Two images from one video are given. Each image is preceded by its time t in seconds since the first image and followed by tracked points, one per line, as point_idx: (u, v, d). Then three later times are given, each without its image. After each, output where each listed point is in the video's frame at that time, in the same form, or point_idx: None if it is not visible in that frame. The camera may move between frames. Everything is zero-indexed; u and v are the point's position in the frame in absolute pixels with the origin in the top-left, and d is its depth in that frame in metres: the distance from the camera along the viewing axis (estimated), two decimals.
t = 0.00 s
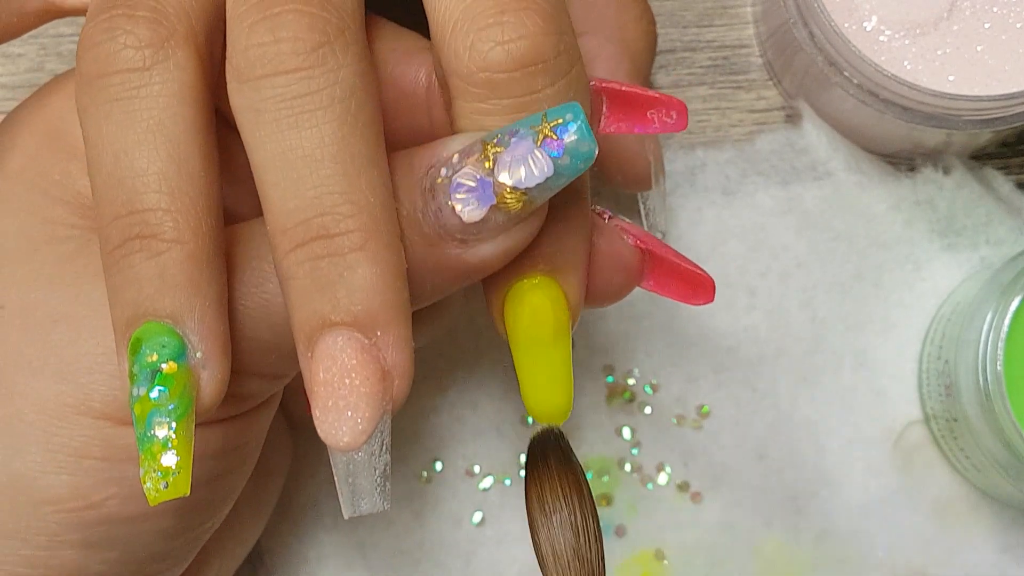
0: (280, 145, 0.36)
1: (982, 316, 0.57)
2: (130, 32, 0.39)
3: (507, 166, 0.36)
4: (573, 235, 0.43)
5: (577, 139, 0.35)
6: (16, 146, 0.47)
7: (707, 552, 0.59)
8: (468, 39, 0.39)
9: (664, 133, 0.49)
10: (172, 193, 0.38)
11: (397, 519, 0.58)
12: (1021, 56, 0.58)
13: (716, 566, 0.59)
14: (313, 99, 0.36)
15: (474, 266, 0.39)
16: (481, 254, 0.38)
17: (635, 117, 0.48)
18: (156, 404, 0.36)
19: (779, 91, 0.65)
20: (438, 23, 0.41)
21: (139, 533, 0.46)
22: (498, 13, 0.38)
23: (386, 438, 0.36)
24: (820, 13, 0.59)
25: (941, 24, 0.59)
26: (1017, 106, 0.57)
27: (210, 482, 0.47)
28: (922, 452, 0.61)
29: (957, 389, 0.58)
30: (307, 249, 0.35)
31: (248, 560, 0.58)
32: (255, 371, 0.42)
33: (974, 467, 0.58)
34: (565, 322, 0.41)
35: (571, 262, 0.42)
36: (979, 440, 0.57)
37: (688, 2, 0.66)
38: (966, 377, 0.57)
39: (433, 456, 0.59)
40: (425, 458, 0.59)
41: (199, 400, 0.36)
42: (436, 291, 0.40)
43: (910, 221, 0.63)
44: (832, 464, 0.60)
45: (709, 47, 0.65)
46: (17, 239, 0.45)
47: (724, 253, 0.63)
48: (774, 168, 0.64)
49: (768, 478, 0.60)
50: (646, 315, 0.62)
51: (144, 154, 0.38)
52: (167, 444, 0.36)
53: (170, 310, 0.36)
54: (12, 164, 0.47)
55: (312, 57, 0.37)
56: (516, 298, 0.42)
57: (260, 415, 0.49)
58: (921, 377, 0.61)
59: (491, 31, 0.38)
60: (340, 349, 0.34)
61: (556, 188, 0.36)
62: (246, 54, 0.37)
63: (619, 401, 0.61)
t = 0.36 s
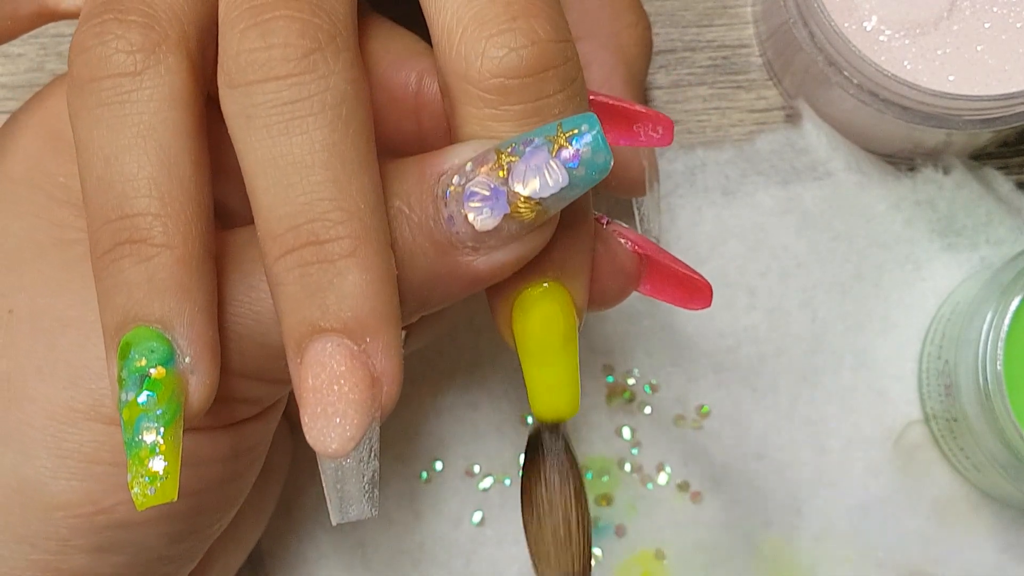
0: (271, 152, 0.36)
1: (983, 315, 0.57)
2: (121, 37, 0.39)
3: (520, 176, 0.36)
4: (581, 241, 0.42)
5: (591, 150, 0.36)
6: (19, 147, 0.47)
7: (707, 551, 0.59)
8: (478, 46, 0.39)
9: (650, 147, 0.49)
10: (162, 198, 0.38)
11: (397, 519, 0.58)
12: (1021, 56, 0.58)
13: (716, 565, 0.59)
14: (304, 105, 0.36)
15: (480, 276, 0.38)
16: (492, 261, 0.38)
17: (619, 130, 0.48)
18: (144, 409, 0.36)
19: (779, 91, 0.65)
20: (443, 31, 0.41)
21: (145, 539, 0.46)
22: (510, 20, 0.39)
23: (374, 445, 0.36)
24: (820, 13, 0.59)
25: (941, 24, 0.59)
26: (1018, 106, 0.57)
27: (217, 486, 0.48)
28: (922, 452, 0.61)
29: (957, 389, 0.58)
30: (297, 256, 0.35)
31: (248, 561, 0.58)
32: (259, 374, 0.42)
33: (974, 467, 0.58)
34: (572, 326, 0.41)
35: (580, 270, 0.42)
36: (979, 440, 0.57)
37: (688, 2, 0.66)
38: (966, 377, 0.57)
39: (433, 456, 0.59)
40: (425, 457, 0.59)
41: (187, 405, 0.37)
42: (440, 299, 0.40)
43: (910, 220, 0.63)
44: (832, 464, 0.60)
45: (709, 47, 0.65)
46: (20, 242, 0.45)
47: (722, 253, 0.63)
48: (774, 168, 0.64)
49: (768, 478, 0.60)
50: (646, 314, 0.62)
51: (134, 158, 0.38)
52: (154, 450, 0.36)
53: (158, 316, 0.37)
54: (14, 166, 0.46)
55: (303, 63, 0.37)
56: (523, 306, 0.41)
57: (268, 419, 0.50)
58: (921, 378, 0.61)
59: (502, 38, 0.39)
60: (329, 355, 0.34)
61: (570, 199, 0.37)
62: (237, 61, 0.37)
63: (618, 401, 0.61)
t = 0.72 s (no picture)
0: (265, 152, 0.36)
1: (982, 316, 0.57)
2: (116, 38, 0.39)
3: (527, 173, 0.36)
4: (586, 246, 0.42)
5: (599, 146, 0.35)
6: (21, 150, 0.47)
7: (707, 551, 0.59)
8: (483, 53, 0.39)
9: (646, 157, 0.49)
10: (156, 200, 0.38)
11: (396, 520, 0.58)
12: (1021, 55, 0.58)
13: (716, 565, 0.59)
14: (299, 106, 0.36)
15: (485, 279, 0.38)
16: (498, 262, 0.38)
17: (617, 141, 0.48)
18: (137, 411, 0.36)
19: (779, 91, 0.65)
20: (446, 40, 0.41)
21: (147, 547, 0.45)
22: (513, 27, 0.39)
23: (369, 448, 0.36)
24: (820, 13, 0.59)
25: (941, 24, 0.59)
26: (1018, 106, 0.56)
27: (224, 496, 0.48)
28: (922, 452, 0.60)
29: (957, 389, 0.58)
30: (292, 257, 0.35)
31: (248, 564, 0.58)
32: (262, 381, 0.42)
33: (974, 467, 0.58)
34: (577, 331, 0.41)
35: (585, 274, 0.42)
36: (979, 440, 0.57)
37: (687, 3, 0.65)
38: (966, 377, 0.57)
39: (434, 456, 0.59)
40: (424, 458, 0.59)
41: (180, 407, 0.37)
42: (446, 304, 0.40)
43: (910, 220, 0.63)
44: (832, 464, 0.60)
45: (709, 47, 0.65)
46: (22, 247, 0.45)
47: (722, 253, 0.63)
48: (773, 168, 0.64)
49: (768, 478, 0.60)
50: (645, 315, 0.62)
51: (128, 159, 0.38)
52: (148, 452, 0.36)
53: (153, 317, 0.36)
54: (18, 170, 0.47)
55: (298, 63, 0.37)
56: (528, 312, 0.41)
57: (273, 426, 0.49)
58: (921, 378, 0.61)
59: (506, 45, 0.39)
60: (323, 357, 0.34)
61: (577, 197, 0.36)
62: (232, 62, 0.37)
63: (618, 402, 0.61)
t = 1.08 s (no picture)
0: (269, 153, 0.36)
1: (982, 316, 0.57)
2: (119, 38, 0.39)
3: (530, 175, 0.36)
4: (588, 248, 0.42)
5: (602, 148, 0.35)
6: (24, 151, 0.47)
7: (707, 551, 0.59)
8: (484, 55, 0.39)
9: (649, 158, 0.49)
10: (159, 200, 0.38)
11: (396, 520, 0.58)
12: (1021, 56, 0.58)
13: (716, 565, 0.59)
14: (302, 106, 0.36)
15: (486, 281, 0.38)
16: (500, 263, 0.38)
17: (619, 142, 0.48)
18: (141, 412, 0.36)
19: (779, 91, 0.65)
20: (448, 42, 0.41)
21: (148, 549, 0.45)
22: (514, 28, 0.39)
23: (372, 448, 0.36)
24: (820, 13, 0.59)
25: (941, 24, 0.59)
26: (1018, 106, 0.56)
27: (223, 498, 0.47)
28: (922, 452, 0.61)
29: (957, 389, 0.58)
30: (296, 257, 0.35)
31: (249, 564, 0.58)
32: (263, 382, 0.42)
33: (974, 467, 0.58)
34: (579, 333, 0.41)
35: (587, 276, 0.42)
36: (979, 440, 0.57)
37: (687, 3, 0.65)
38: (966, 377, 0.57)
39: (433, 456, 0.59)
40: (424, 458, 0.59)
41: (184, 408, 0.37)
42: (446, 306, 0.40)
43: (909, 220, 0.63)
44: (832, 464, 0.60)
45: (709, 47, 0.65)
46: (23, 249, 0.45)
47: (722, 253, 0.63)
48: (773, 168, 0.64)
49: (767, 478, 0.60)
50: (645, 315, 0.62)
51: (131, 160, 0.38)
52: (151, 453, 0.36)
53: (155, 317, 0.36)
54: (19, 171, 0.47)
55: (301, 64, 0.37)
56: (529, 315, 0.41)
57: (275, 427, 0.49)
58: (921, 378, 0.61)
59: (507, 47, 0.39)
60: (327, 357, 0.34)
61: (581, 197, 0.36)
62: (235, 62, 0.37)
63: (618, 403, 0.61)
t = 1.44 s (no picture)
0: (272, 153, 0.36)
1: (982, 316, 0.57)
2: (121, 38, 0.39)
3: (531, 175, 0.36)
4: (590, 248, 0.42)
5: (603, 147, 0.35)
6: (25, 150, 0.47)
7: (707, 551, 0.59)
8: (485, 55, 0.39)
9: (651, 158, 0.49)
10: (162, 200, 0.38)
11: (397, 520, 0.58)
12: (1021, 56, 0.58)
13: (717, 564, 0.59)
14: (305, 106, 0.36)
15: (488, 280, 0.38)
16: (502, 263, 0.38)
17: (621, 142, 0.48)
18: (144, 411, 0.36)
19: (780, 91, 0.65)
20: (448, 42, 0.41)
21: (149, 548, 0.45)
22: (515, 28, 0.39)
23: (376, 447, 0.36)
24: (820, 13, 0.59)
25: (941, 24, 0.59)
26: (1018, 106, 0.56)
27: (223, 500, 0.47)
28: (922, 452, 0.61)
29: (957, 389, 0.58)
30: (299, 257, 0.35)
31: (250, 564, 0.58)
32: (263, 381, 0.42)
33: (974, 467, 0.58)
34: (579, 334, 0.41)
35: (589, 276, 0.42)
36: (979, 439, 0.57)
37: (688, 3, 0.65)
38: (966, 377, 0.57)
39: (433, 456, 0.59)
40: (425, 458, 0.59)
41: (187, 407, 0.37)
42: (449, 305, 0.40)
43: (909, 221, 0.63)
44: (832, 464, 0.60)
45: (710, 47, 0.65)
46: (23, 249, 0.45)
47: (722, 253, 0.63)
48: (773, 168, 0.64)
49: (767, 478, 0.60)
50: (645, 315, 0.62)
51: (134, 160, 0.38)
52: (155, 452, 0.36)
53: (159, 317, 0.36)
54: (21, 170, 0.46)
55: (304, 64, 0.37)
56: (531, 315, 0.41)
57: (276, 427, 0.49)
58: (921, 378, 0.61)
59: (508, 46, 0.39)
60: (331, 357, 0.34)
61: (582, 197, 0.36)
62: (239, 62, 0.37)
63: (619, 402, 0.61)
